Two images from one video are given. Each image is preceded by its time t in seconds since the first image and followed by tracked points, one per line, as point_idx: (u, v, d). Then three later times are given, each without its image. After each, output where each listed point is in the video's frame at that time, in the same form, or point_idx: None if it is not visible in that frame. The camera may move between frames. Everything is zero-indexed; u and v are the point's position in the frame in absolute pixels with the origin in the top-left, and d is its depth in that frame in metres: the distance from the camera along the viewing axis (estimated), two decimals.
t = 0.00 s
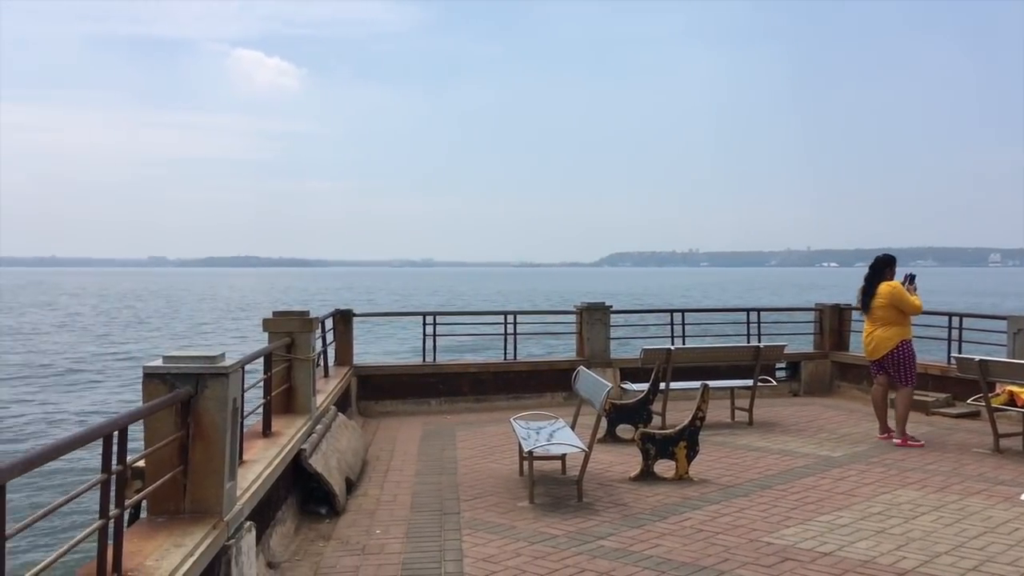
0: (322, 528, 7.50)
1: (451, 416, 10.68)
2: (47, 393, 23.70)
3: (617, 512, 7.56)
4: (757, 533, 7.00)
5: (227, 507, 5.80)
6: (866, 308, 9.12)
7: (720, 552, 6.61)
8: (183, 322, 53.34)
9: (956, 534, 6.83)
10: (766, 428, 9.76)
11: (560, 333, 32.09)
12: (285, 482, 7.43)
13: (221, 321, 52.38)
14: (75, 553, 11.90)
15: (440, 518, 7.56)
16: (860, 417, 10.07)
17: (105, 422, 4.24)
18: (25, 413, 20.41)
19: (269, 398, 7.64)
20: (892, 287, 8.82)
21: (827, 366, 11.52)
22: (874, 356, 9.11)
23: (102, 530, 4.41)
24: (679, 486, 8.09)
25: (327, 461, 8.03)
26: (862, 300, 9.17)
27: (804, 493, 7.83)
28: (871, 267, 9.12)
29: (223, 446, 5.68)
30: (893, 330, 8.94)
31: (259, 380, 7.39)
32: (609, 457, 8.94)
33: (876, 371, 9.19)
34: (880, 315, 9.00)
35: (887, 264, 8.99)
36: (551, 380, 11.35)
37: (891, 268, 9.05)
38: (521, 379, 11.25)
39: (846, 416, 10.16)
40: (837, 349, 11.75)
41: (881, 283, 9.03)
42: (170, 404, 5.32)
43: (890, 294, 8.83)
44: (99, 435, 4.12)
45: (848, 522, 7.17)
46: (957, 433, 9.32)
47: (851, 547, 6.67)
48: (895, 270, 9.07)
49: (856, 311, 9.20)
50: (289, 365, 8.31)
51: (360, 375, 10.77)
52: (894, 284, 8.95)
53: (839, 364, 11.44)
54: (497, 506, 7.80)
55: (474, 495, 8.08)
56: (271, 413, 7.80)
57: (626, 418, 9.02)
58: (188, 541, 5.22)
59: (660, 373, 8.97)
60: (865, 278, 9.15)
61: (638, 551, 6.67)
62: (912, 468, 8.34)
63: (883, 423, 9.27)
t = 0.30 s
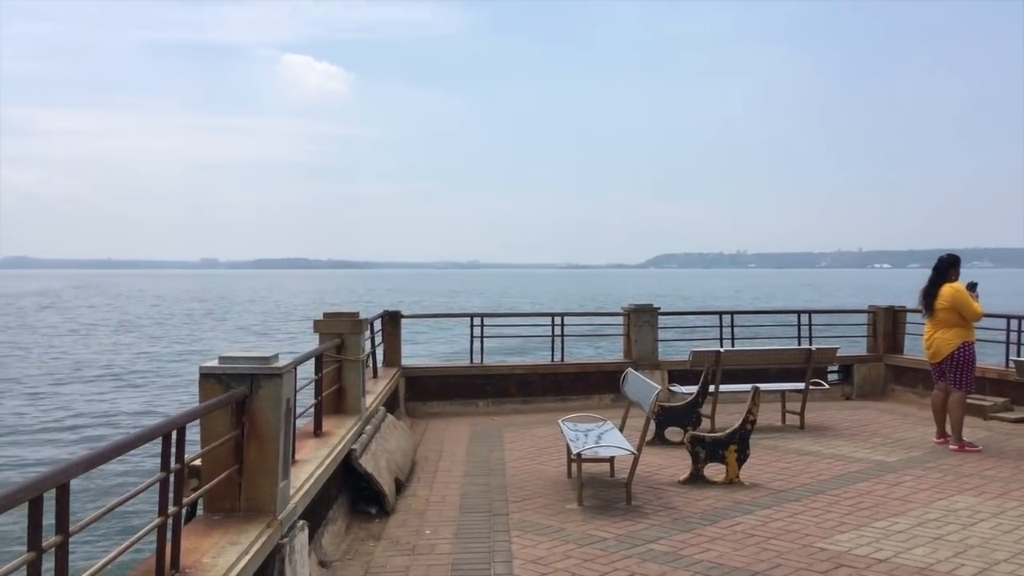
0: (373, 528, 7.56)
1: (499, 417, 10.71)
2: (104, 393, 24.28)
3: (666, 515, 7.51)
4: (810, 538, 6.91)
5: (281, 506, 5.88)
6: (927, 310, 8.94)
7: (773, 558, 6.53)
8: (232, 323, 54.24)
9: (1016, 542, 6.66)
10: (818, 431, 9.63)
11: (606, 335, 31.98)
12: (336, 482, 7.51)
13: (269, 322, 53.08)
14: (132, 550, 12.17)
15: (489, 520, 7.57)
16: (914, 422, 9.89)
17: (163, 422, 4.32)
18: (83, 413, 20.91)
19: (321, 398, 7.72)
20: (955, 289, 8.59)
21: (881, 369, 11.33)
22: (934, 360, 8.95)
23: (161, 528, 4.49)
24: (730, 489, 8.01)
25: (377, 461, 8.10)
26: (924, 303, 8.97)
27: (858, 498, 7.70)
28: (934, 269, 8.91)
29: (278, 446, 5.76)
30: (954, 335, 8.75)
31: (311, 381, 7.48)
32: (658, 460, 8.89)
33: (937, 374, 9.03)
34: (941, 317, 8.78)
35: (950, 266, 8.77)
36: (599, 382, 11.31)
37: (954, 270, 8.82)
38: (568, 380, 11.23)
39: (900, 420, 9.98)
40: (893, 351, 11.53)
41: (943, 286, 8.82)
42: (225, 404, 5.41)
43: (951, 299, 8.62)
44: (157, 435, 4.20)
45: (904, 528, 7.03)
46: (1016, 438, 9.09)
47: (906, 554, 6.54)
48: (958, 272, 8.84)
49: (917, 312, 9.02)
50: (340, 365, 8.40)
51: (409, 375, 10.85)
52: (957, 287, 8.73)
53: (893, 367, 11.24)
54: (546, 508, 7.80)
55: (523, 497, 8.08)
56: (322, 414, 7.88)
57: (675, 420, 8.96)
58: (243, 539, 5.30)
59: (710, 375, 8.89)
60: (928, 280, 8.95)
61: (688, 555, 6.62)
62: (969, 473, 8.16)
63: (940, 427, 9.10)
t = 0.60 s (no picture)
0: (411, 529, 7.59)
1: (536, 419, 10.70)
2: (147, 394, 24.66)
3: (706, 519, 7.45)
4: (853, 544, 6.81)
5: (322, 506, 5.93)
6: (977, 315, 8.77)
7: (815, 563, 6.45)
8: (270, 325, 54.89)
9: None
10: (860, 436, 9.49)
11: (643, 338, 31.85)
12: (375, 483, 7.56)
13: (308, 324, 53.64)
14: (176, 550, 12.34)
15: (527, 522, 7.56)
16: (959, 427, 9.71)
17: (207, 422, 4.38)
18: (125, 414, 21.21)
19: (360, 399, 7.77)
20: (1008, 293, 8.47)
21: (925, 373, 11.15)
22: (985, 366, 8.77)
23: (205, 527, 4.54)
24: (770, 494, 7.93)
25: (415, 463, 8.13)
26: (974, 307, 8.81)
27: (902, 504, 7.58)
28: (987, 273, 8.76)
29: (319, 446, 5.80)
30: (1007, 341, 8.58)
31: (349, 382, 7.53)
32: (697, 464, 8.82)
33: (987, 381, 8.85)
34: (993, 322, 8.62)
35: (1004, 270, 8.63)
36: (636, 385, 11.26)
37: (1006, 274, 8.67)
38: (606, 383, 11.19)
39: (945, 425, 9.81)
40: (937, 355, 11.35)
41: (996, 291, 8.67)
42: (267, 404, 5.46)
43: (1005, 304, 8.47)
44: (201, 435, 4.25)
45: (949, 535, 6.91)
46: None
47: (952, 561, 6.42)
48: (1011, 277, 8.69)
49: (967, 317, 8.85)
50: (379, 367, 8.45)
51: (446, 377, 10.88)
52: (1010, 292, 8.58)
53: (937, 371, 11.06)
54: (584, 510, 7.77)
55: (561, 499, 8.07)
56: (361, 415, 7.93)
57: (714, 424, 8.89)
58: (285, 539, 5.34)
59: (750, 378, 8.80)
60: (980, 283, 8.80)
61: (728, 560, 6.56)
62: (1017, 480, 7.99)
63: (987, 433, 8.94)
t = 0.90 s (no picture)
0: (442, 528, 7.61)
1: (566, 419, 10.69)
2: (182, 392, 24.93)
3: (739, 521, 7.39)
4: (888, 548, 6.72)
5: (354, 504, 5.96)
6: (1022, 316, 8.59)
7: (849, 567, 6.38)
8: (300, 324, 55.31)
9: None
10: (895, 439, 9.38)
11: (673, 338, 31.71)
12: (407, 482, 7.59)
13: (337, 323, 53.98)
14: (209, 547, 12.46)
15: (557, 522, 7.55)
16: (997, 431, 9.56)
17: (243, 419, 4.41)
18: (161, 412, 21.44)
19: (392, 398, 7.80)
20: None
21: (962, 376, 11.00)
22: None
23: (240, 524, 4.58)
24: (803, 497, 7.86)
25: (446, 462, 8.15)
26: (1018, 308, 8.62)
27: (938, 508, 7.48)
28: None
29: (352, 445, 5.83)
30: None
31: (382, 382, 7.57)
32: (729, 465, 8.76)
33: None
34: None
35: None
36: (667, 386, 11.21)
37: None
38: (637, 383, 11.16)
39: (981, 429, 9.67)
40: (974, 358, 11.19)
41: None
42: (301, 403, 5.50)
43: None
44: (237, 433, 4.28)
45: (987, 540, 6.80)
46: None
47: (990, 566, 6.32)
48: None
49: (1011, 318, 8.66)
50: (410, 366, 8.49)
51: (477, 377, 10.90)
52: None
53: (974, 373, 10.90)
54: (615, 511, 7.75)
55: (591, 500, 8.05)
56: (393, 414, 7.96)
57: (746, 425, 8.83)
58: (318, 537, 5.38)
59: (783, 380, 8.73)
60: None
61: (761, 563, 6.50)
62: None
63: None
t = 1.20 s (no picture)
0: (476, 525, 7.63)
1: (599, 417, 10.67)
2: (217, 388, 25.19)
3: (774, 522, 7.34)
4: (927, 550, 6.64)
5: (389, 500, 5.99)
6: None
7: (887, 569, 6.30)
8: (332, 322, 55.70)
9: None
10: (932, 440, 9.26)
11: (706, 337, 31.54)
12: (440, 479, 7.61)
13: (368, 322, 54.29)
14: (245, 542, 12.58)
15: (591, 521, 7.54)
16: None
17: (280, 415, 4.45)
18: (197, 408, 21.65)
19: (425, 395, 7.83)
20: None
21: (1002, 376, 10.83)
22: None
23: (277, 519, 4.62)
24: (840, 497, 7.78)
25: (479, 459, 8.17)
26: None
27: (978, 510, 7.37)
28: None
29: (387, 441, 5.86)
30: None
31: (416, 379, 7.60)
32: (764, 465, 8.70)
33: None
34: None
35: None
36: (700, 385, 11.14)
37: None
38: (670, 382, 11.10)
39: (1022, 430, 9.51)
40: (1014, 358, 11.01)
41: None
42: (337, 399, 5.53)
43: None
44: (274, 428, 4.31)
45: None
46: None
47: None
48: None
49: None
50: (444, 363, 8.51)
51: (510, 375, 10.91)
52: None
53: (1015, 374, 10.72)
54: (649, 511, 7.72)
55: (625, 499, 8.03)
56: (426, 411, 7.99)
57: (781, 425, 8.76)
58: (354, 532, 5.41)
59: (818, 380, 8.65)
60: None
61: (797, 564, 6.45)
62: None
63: None
